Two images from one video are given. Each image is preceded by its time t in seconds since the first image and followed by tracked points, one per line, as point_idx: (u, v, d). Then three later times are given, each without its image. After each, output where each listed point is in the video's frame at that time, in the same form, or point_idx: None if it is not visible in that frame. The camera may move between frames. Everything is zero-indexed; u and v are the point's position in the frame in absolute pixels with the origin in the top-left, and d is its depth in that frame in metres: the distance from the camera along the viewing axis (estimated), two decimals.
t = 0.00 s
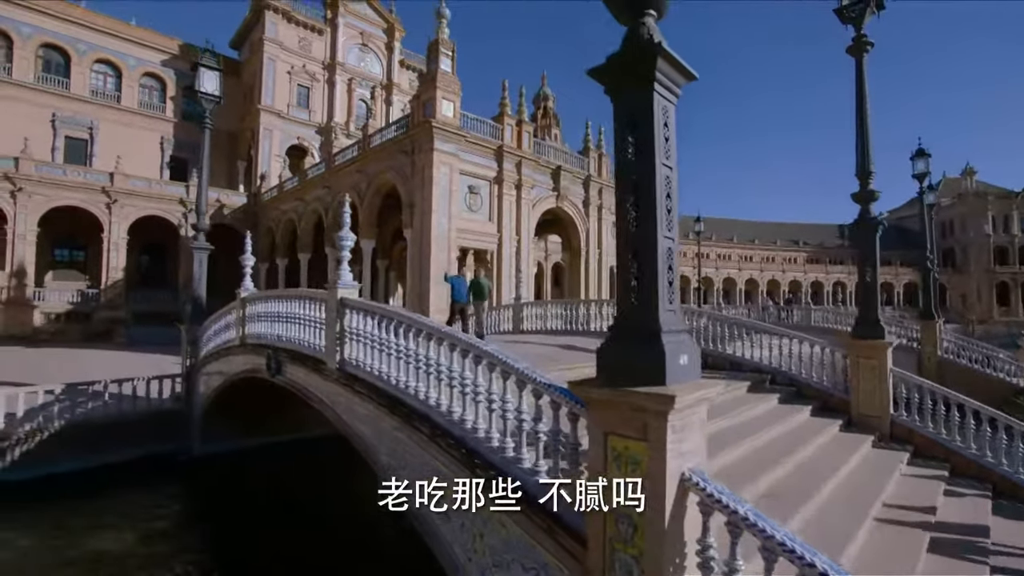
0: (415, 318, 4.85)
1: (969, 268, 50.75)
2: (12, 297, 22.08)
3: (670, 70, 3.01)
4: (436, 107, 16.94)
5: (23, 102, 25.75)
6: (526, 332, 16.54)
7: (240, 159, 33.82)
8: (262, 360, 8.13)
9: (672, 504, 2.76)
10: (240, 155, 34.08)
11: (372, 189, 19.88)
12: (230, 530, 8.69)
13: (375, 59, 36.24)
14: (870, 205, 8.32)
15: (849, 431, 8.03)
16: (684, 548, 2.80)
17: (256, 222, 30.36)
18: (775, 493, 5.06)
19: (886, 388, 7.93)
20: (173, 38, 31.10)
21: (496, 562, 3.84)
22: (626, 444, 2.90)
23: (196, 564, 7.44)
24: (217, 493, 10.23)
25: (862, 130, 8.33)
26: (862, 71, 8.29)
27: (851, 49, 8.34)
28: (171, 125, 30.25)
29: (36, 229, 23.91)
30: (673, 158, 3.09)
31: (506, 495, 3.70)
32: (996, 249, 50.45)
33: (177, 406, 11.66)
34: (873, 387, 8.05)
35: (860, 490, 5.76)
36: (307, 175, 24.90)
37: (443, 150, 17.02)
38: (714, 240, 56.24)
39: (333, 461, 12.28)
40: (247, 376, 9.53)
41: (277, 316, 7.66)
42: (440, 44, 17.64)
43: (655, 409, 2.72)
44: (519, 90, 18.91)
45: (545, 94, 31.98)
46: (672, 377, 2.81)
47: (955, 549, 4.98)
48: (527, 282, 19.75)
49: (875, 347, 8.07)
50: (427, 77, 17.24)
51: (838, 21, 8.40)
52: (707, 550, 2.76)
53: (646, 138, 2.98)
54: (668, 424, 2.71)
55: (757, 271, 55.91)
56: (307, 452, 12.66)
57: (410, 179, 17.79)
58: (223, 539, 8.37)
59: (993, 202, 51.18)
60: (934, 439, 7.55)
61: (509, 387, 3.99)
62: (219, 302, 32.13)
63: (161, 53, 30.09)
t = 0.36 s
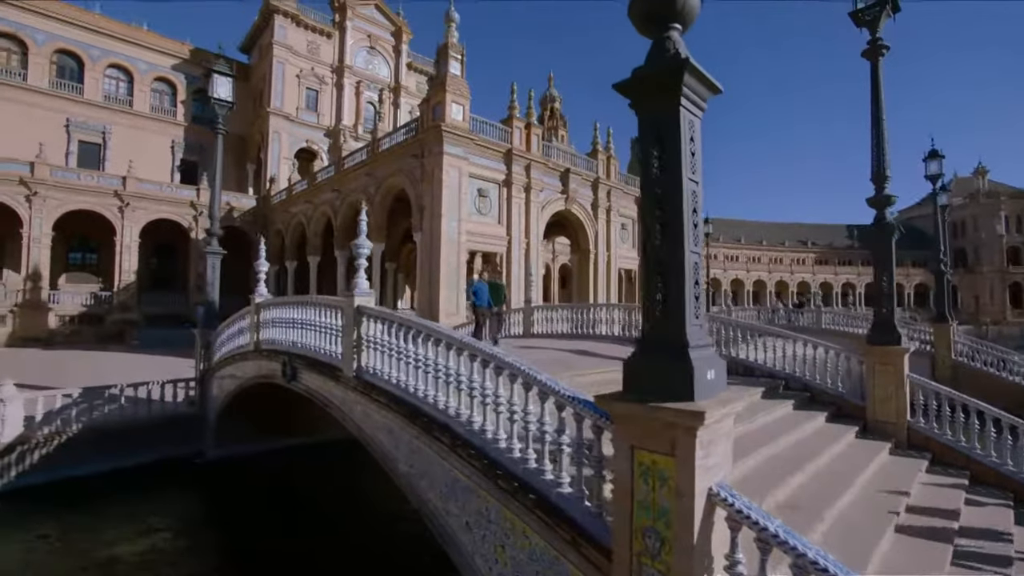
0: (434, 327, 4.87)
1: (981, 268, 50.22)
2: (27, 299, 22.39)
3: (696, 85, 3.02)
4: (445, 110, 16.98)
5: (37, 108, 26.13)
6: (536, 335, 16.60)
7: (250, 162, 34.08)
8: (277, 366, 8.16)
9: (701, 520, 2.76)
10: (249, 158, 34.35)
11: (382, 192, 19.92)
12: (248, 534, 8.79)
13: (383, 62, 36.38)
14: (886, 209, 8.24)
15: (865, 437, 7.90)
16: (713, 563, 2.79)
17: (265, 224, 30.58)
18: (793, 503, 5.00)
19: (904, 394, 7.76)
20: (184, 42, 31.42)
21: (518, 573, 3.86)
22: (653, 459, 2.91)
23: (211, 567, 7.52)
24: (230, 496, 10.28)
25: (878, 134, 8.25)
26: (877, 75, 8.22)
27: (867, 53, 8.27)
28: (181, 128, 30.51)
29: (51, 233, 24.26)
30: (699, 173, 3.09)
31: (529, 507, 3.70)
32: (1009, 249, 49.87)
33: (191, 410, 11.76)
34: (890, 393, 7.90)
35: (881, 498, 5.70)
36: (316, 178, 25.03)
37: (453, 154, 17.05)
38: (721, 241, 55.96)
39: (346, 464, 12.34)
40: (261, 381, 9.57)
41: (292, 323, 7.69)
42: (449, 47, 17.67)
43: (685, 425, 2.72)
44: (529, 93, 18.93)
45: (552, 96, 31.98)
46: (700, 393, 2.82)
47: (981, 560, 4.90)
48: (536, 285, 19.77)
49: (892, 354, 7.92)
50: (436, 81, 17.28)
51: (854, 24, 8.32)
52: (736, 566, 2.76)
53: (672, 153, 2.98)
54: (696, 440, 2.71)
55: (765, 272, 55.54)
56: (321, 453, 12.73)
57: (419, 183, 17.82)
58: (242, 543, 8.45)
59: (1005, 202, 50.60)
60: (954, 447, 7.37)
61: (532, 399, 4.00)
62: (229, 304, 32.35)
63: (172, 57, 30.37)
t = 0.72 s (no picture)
0: (455, 336, 4.90)
1: (996, 269, 49.53)
2: (43, 302, 22.71)
3: (726, 98, 3.02)
4: (456, 114, 17.03)
5: (53, 113, 26.52)
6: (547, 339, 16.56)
7: (260, 166, 34.35)
8: (293, 371, 8.20)
9: (733, 535, 2.75)
10: (259, 161, 34.62)
11: (392, 196, 20.01)
12: (264, 537, 8.86)
13: (392, 65, 36.57)
14: (906, 214, 8.01)
15: (883, 444, 7.79)
16: None
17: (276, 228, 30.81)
18: (815, 513, 4.95)
19: (923, 400, 7.65)
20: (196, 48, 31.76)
21: None
22: (683, 473, 2.91)
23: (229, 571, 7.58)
24: (245, 500, 10.32)
25: (895, 138, 8.15)
26: (895, 78, 8.14)
27: (884, 56, 8.20)
28: (193, 133, 30.81)
29: (67, 237, 24.62)
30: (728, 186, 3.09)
31: (554, 517, 3.71)
32: None
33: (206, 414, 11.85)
34: (908, 400, 7.78)
35: (905, 505, 5.63)
36: (326, 182, 25.18)
37: (463, 157, 17.10)
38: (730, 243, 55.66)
39: (360, 467, 12.41)
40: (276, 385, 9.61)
41: (309, 329, 7.72)
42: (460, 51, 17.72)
43: (717, 440, 2.72)
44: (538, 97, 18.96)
45: (560, 98, 31.97)
46: (732, 407, 2.82)
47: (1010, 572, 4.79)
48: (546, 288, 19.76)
49: (911, 359, 7.77)
50: (446, 85, 17.33)
51: (871, 27, 8.26)
52: None
53: (702, 165, 2.99)
54: (728, 455, 2.71)
55: (775, 273, 55.14)
56: (334, 456, 12.81)
57: (430, 187, 17.86)
58: (258, 547, 8.49)
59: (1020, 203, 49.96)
60: (976, 455, 7.21)
61: (555, 409, 4.02)
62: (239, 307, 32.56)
63: (184, 63, 30.71)
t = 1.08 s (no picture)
0: (478, 344, 4.94)
1: (1012, 271, 48.76)
2: (60, 304, 23.05)
3: (757, 108, 3.00)
4: (466, 118, 17.07)
5: (69, 118, 26.93)
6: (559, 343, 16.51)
7: (271, 169, 34.63)
8: (309, 376, 8.26)
9: (767, 548, 2.73)
10: (270, 164, 34.90)
11: (403, 199, 20.08)
12: (278, 540, 8.92)
13: (401, 68, 36.75)
14: (923, 217, 7.80)
15: (903, 451, 7.68)
16: None
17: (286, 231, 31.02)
18: (841, 521, 4.90)
19: (944, 407, 7.53)
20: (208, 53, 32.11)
21: None
22: (715, 485, 2.91)
23: (246, 573, 7.63)
24: (259, 502, 10.38)
25: (912, 141, 8.03)
26: (913, 80, 8.05)
27: (903, 58, 8.11)
28: (205, 136, 31.12)
29: (83, 240, 24.98)
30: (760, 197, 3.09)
31: (581, 527, 3.71)
32: None
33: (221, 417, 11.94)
34: (930, 407, 7.66)
35: (934, 514, 5.50)
36: (337, 185, 25.31)
37: (474, 161, 17.14)
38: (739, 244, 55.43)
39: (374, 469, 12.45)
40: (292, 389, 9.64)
41: (326, 335, 7.75)
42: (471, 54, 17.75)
43: (752, 453, 2.71)
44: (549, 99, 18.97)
45: (568, 100, 31.96)
46: (765, 420, 2.82)
47: None
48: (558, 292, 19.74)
49: (932, 366, 7.64)
50: (457, 89, 17.38)
51: (889, 29, 8.20)
52: None
53: (734, 176, 2.99)
54: (762, 467, 2.70)
55: (786, 275, 54.71)
56: (348, 458, 12.87)
57: (440, 190, 17.92)
58: (273, 550, 8.52)
59: None
60: (1000, 464, 7.05)
61: (581, 419, 4.06)
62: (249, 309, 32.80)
63: (197, 67, 31.03)
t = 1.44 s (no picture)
0: (500, 352, 4.96)
1: None
2: (76, 308, 23.34)
3: (790, 120, 2.99)
4: (477, 122, 17.10)
5: (85, 125, 27.36)
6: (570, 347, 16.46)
7: (281, 173, 34.91)
8: (326, 381, 8.28)
9: (803, 563, 2.70)
10: (281, 169, 35.19)
11: (414, 203, 20.15)
12: (293, 543, 8.95)
13: (410, 72, 36.95)
14: (946, 221, 7.70)
15: (925, 459, 7.55)
16: None
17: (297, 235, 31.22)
18: (867, 532, 4.84)
19: (967, 415, 7.38)
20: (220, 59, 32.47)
21: None
22: (749, 498, 2.89)
23: None
24: (274, 506, 10.42)
25: (932, 145, 7.95)
26: (932, 84, 7.98)
27: (922, 61, 8.05)
28: (217, 141, 31.45)
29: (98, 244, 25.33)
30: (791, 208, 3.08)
31: (609, 538, 3.70)
32: None
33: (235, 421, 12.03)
34: (952, 414, 7.53)
35: (962, 523, 5.39)
36: (347, 189, 25.42)
37: (486, 165, 17.18)
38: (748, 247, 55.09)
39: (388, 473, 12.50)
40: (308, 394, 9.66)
41: (343, 341, 7.78)
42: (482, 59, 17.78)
43: (787, 467, 2.69)
44: (559, 103, 18.96)
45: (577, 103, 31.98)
46: (801, 433, 2.79)
47: None
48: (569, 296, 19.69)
49: (955, 373, 7.48)
50: (468, 93, 17.43)
51: (908, 32, 8.15)
52: None
53: (769, 185, 2.97)
54: (798, 481, 2.67)
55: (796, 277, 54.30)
56: (362, 462, 12.92)
57: (451, 194, 17.97)
58: (289, 554, 8.54)
59: None
60: None
61: (607, 430, 4.07)
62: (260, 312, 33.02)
63: (209, 73, 31.39)
